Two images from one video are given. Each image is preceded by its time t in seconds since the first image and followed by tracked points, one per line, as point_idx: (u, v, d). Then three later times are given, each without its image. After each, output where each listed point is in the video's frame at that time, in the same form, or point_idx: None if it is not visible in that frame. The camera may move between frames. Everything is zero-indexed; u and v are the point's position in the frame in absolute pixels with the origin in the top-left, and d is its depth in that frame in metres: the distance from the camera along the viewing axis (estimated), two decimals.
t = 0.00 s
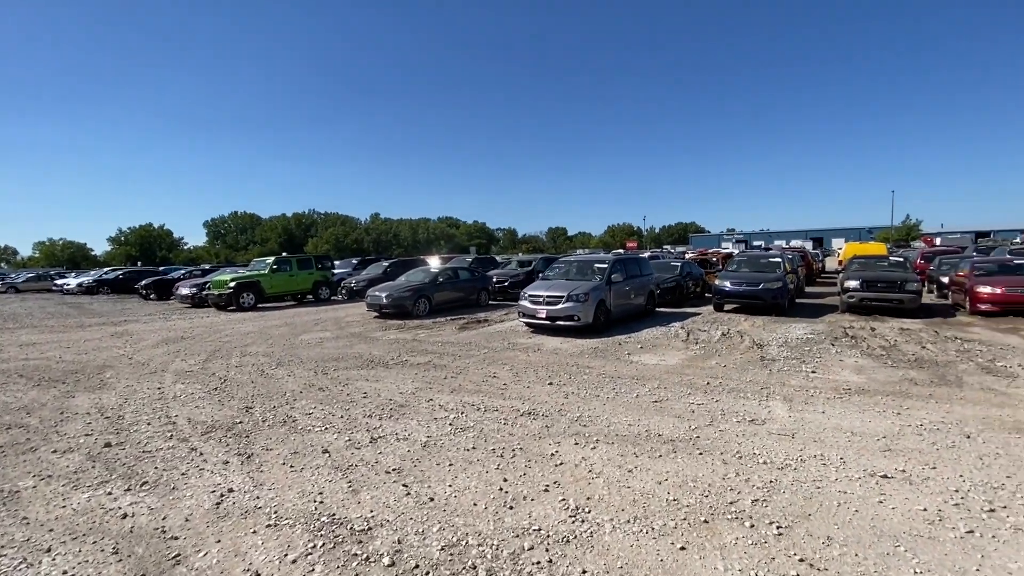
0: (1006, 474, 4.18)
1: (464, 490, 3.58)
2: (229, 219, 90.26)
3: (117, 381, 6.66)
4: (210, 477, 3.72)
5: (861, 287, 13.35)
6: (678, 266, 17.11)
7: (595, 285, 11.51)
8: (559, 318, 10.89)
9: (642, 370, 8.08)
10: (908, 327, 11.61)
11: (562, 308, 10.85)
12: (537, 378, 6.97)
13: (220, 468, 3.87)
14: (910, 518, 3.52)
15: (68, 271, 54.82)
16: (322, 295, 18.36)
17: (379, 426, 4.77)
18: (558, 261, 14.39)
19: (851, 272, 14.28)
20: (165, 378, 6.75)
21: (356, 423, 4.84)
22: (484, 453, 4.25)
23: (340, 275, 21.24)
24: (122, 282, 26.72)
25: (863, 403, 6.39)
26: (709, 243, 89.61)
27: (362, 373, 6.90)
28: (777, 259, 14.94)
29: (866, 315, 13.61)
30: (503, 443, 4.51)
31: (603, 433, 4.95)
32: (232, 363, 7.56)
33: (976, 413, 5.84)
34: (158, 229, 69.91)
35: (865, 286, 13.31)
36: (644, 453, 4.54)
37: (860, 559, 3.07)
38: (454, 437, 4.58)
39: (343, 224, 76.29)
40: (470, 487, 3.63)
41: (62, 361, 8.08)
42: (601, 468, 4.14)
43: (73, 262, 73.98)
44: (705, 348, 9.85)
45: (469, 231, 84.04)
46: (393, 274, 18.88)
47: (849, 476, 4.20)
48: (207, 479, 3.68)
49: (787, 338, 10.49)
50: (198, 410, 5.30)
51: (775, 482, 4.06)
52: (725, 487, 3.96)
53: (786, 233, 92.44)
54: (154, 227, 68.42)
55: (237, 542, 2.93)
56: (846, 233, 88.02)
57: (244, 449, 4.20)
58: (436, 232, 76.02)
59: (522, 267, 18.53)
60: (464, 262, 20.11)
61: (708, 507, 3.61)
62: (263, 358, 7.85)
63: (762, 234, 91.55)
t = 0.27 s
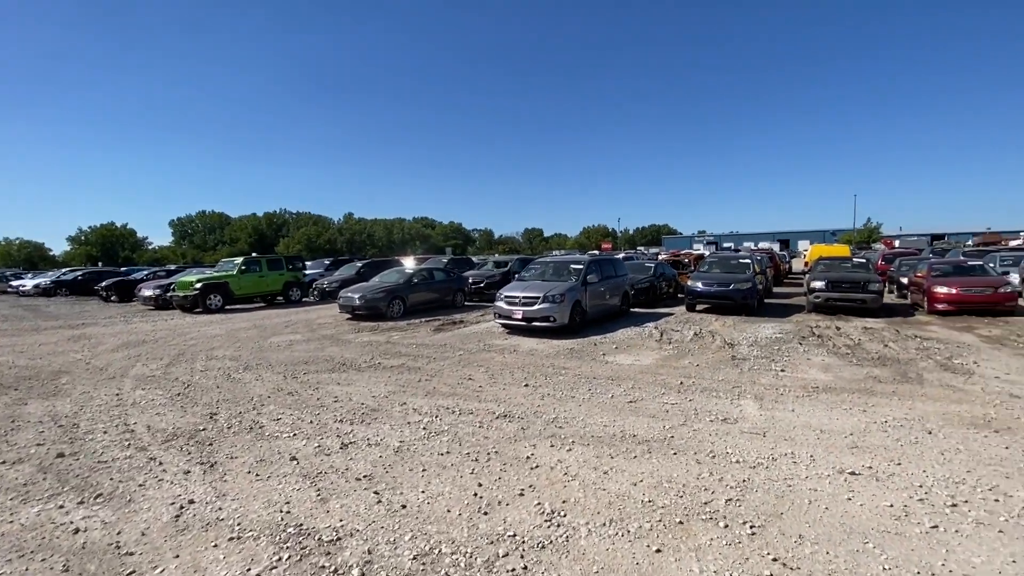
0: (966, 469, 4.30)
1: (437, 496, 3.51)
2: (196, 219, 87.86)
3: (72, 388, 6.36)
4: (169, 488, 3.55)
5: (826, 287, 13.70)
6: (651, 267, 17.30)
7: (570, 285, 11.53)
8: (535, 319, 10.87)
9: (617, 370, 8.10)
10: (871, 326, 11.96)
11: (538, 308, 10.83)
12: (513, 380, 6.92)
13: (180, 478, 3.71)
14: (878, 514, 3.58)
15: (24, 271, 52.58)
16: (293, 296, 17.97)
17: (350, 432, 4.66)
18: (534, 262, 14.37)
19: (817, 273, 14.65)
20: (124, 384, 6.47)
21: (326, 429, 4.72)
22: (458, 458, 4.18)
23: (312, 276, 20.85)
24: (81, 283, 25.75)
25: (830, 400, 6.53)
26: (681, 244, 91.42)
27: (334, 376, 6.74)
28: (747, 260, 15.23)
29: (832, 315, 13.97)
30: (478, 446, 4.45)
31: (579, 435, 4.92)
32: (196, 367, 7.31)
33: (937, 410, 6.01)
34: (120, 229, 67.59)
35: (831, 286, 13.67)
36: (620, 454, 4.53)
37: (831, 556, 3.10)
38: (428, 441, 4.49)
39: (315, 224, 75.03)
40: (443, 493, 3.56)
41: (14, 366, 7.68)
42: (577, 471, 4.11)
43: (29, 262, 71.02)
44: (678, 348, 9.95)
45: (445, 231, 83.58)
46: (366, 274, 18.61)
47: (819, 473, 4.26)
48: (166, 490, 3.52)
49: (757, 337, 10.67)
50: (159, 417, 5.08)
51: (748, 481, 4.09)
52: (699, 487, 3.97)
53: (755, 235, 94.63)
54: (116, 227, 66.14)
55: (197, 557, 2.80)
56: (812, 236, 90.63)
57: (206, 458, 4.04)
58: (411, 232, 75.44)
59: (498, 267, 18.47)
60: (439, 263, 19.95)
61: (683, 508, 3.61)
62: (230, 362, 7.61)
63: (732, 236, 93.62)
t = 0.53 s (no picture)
0: (934, 466, 4.39)
1: (411, 501, 3.43)
2: (168, 216, 85.78)
3: (29, 392, 6.09)
4: (128, 498, 3.40)
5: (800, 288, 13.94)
6: (630, 268, 17.40)
7: (550, 286, 11.52)
8: (514, 320, 10.82)
9: (596, 371, 8.10)
10: (843, 326, 12.20)
11: (517, 309, 10.79)
12: (491, 381, 6.86)
13: (140, 486, 3.56)
14: (850, 512, 3.62)
15: None
16: (268, 296, 17.63)
17: (323, 435, 4.55)
18: (514, 262, 14.33)
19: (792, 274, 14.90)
20: (85, 387, 6.22)
21: (298, 433, 4.60)
22: (434, 461, 4.11)
23: (288, 276, 20.49)
24: (44, 282, 24.87)
25: (804, 400, 6.62)
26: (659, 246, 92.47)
27: (307, 378, 6.59)
28: (724, 262, 15.42)
29: (805, 316, 14.22)
30: (454, 449, 4.38)
31: (557, 436, 4.89)
32: (163, 369, 7.08)
33: (906, 408, 6.14)
34: (88, 226, 65.57)
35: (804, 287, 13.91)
36: (597, 455, 4.51)
37: (805, 556, 3.12)
38: (403, 444, 4.41)
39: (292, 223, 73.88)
40: (418, 498, 3.48)
41: None
42: (554, 473, 4.07)
43: None
44: (656, 348, 10.01)
45: (425, 231, 83.07)
46: (344, 274, 18.35)
47: (793, 473, 4.30)
48: (124, 500, 3.37)
49: (734, 337, 10.80)
50: (121, 422, 4.90)
51: (724, 481, 4.11)
52: (676, 488, 3.97)
53: (732, 237, 96.22)
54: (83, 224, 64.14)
55: (155, 570, 2.68)
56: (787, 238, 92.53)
57: (169, 465, 3.89)
58: (390, 232, 74.84)
59: (478, 268, 18.39)
60: (419, 263, 19.79)
61: (659, 510, 3.60)
62: (199, 364, 7.39)
63: (709, 237, 95.05)
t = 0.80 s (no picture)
0: (909, 467, 4.44)
1: (388, 505, 3.38)
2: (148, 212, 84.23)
3: None
4: (92, 503, 3.30)
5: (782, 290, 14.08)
6: (616, 269, 17.46)
7: (536, 286, 11.49)
8: (499, 320, 10.77)
9: (580, 371, 8.09)
10: (823, 328, 12.36)
11: (503, 309, 10.74)
12: (474, 382, 6.81)
13: (106, 491, 3.45)
14: (827, 513, 3.64)
15: None
16: (249, 295, 17.36)
17: (300, 437, 4.46)
18: (499, 262, 14.29)
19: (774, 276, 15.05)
20: (54, 388, 6.04)
21: (274, 435, 4.51)
22: (413, 463, 4.05)
23: (270, 274, 20.21)
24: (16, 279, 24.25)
25: (784, 401, 6.67)
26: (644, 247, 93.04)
27: (287, 379, 6.48)
28: (707, 263, 15.54)
29: (787, 317, 14.38)
30: (434, 451, 4.33)
31: (539, 438, 4.86)
32: (137, 370, 6.90)
33: (884, 409, 6.22)
34: (65, 222, 64.13)
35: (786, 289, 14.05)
36: (579, 457, 4.49)
37: (783, 558, 3.12)
38: (382, 447, 4.35)
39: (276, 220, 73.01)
40: (395, 502, 3.43)
41: None
42: (535, 475, 4.04)
43: None
44: (640, 349, 10.03)
45: (411, 230, 82.64)
46: (327, 273, 18.15)
47: (773, 474, 4.31)
48: (88, 506, 3.26)
49: (717, 338, 10.87)
50: (89, 424, 4.75)
51: (704, 483, 4.11)
52: (657, 489, 3.96)
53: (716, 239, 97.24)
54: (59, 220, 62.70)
55: None
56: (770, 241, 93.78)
57: (137, 469, 3.78)
58: (376, 231, 74.35)
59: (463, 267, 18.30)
60: (404, 262, 19.66)
61: (639, 512, 3.58)
62: (175, 364, 7.23)
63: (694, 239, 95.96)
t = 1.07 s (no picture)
0: (876, 464, 4.53)
1: (359, 511, 3.29)
2: (114, 207, 81.64)
3: None
4: (41, 514, 3.13)
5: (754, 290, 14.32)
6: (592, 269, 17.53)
7: (514, 286, 11.45)
8: (476, 319, 10.70)
9: (557, 371, 8.08)
10: (793, 327, 12.60)
11: (480, 309, 10.67)
12: (451, 382, 6.73)
13: (57, 501, 3.29)
14: (798, 511, 3.68)
15: None
16: (218, 294, 16.93)
17: (268, 441, 4.34)
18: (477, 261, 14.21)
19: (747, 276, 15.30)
20: (6, 391, 5.76)
21: (241, 439, 4.37)
22: (385, 467, 3.97)
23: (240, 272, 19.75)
24: None
25: (756, 399, 6.77)
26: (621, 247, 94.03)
27: (256, 380, 6.31)
28: (682, 264, 15.72)
29: (758, 317, 14.64)
30: (407, 454, 4.25)
31: (514, 439, 4.82)
32: (96, 371, 6.64)
33: (852, 407, 6.36)
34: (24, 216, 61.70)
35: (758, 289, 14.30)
36: (554, 458, 4.46)
37: (755, 557, 3.13)
38: (354, 450, 4.25)
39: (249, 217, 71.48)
40: (366, 507, 3.35)
41: None
42: (510, 477, 3.99)
43: None
44: (616, 348, 10.08)
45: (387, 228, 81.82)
46: (300, 271, 17.80)
47: (745, 473, 4.35)
48: (37, 517, 3.10)
49: (691, 338, 10.99)
50: (42, 429, 4.54)
51: (679, 483, 4.12)
52: (632, 490, 3.95)
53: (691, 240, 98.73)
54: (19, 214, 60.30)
55: None
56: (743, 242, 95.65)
57: (93, 476, 3.62)
58: (352, 229, 73.41)
59: (440, 266, 18.15)
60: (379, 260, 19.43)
61: (614, 513, 3.57)
62: (137, 365, 6.97)
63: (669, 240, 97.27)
